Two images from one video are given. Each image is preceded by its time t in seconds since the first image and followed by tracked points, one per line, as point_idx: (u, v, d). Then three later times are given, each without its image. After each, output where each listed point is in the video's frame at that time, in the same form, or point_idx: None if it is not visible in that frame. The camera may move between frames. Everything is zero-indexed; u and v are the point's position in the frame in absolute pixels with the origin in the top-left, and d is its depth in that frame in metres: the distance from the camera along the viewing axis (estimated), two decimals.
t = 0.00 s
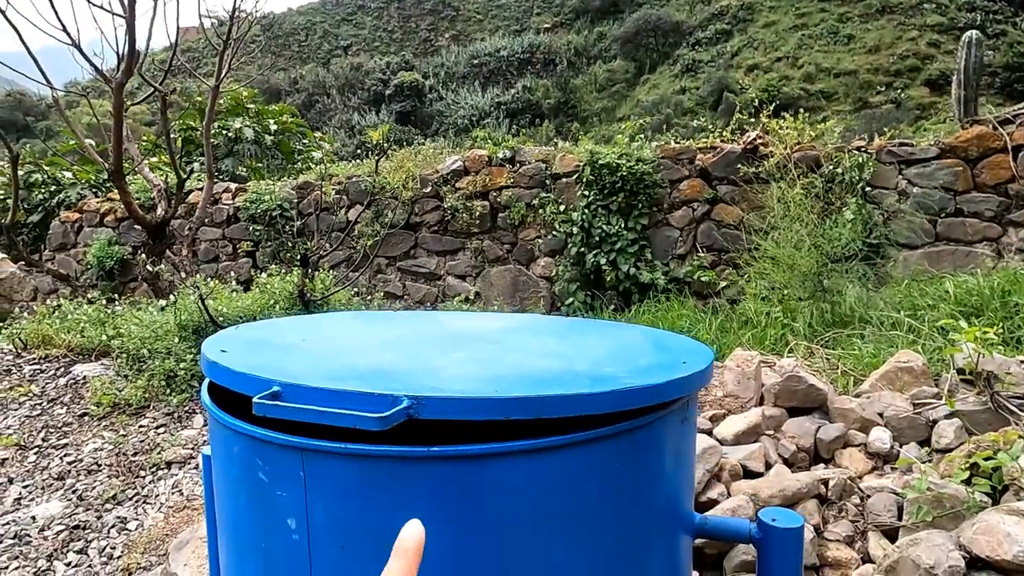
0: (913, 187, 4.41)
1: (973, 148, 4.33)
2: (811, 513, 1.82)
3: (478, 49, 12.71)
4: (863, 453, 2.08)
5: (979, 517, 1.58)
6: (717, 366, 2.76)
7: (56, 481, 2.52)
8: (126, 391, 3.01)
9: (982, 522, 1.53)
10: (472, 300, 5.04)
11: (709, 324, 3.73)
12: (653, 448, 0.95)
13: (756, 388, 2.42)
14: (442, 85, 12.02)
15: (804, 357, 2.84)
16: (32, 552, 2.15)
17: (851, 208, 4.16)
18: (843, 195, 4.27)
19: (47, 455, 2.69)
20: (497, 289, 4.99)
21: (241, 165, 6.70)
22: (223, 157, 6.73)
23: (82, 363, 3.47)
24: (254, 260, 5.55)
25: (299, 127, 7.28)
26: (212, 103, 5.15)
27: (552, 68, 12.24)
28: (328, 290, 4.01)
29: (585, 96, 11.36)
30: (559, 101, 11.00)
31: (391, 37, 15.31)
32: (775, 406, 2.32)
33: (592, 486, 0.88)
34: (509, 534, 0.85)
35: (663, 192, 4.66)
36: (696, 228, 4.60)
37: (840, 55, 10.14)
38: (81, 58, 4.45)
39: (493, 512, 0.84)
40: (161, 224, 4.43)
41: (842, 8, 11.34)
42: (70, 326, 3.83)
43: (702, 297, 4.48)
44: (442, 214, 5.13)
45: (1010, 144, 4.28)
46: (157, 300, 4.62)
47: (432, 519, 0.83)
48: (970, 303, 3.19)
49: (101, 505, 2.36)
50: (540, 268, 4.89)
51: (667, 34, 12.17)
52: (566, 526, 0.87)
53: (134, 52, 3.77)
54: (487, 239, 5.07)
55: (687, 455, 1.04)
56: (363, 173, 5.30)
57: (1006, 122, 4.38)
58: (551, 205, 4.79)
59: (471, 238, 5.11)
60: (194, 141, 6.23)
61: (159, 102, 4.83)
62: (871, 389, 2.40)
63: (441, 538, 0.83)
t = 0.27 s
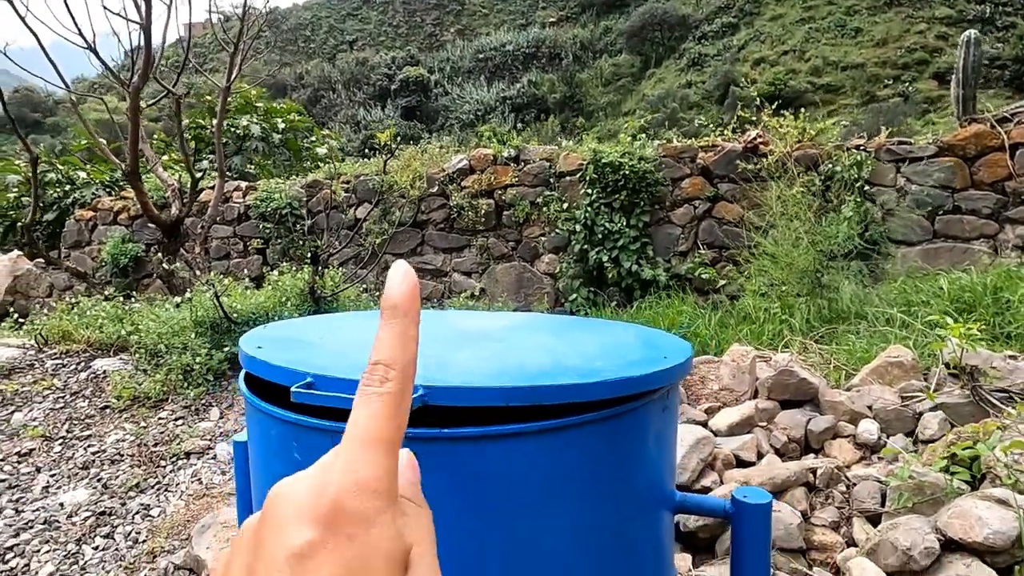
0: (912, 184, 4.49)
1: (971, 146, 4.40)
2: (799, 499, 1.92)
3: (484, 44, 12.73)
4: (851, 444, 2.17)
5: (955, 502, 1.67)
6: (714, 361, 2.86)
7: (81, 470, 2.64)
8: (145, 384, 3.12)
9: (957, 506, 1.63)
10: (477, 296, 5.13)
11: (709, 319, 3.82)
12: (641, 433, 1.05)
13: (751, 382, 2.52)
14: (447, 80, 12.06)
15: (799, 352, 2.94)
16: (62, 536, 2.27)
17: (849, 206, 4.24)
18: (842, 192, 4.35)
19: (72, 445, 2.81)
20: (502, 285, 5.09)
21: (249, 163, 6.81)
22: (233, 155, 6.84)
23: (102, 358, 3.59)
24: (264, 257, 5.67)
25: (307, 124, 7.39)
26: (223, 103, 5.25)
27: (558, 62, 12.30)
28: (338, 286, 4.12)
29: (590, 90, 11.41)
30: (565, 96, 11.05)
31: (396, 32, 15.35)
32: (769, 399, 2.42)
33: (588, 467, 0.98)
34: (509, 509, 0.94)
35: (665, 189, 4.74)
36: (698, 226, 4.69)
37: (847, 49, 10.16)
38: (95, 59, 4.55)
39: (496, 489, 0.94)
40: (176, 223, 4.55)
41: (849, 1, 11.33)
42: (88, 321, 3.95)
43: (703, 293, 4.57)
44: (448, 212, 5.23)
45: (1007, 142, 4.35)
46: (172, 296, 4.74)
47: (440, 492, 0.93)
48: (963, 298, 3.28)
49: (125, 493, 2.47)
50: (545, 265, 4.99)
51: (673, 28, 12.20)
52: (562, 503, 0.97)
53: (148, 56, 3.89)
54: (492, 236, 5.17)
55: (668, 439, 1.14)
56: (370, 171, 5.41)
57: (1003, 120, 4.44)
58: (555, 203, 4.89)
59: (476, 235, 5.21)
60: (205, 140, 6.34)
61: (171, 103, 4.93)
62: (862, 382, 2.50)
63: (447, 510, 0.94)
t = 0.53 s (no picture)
0: (910, 178, 4.58)
1: (969, 141, 4.50)
2: (790, 474, 2.05)
3: (490, 38, 12.81)
4: (842, 424, 2.29)
5: (933, 473, 1.79)
6: (713, 347, 2.98)
7: (112, 449, 2.79)
8: (168, 369, 3.26)
9: (934, 476, 1.75)
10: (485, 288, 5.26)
11: (710, 309, 3.94)
12: (640, 393, 1.03)
13: (747, 366, 2.64)
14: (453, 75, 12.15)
15: (795, 339, 3.05)
16: (97, 509, 2.41)
17: (848, 199, 4.35)
18: (841, 186, 4.46)
19: (101, 427, 2.96)
20: (508, 277, 5.21)
21: (260, 158, 6.94)
22: (244, 150, 6.98)
23: (125, 346, 3.74)
24: (276, 250, 5.81)
25: (316, 119, 7.52)
26: (237, 99, 5.39)
27: (564, 57, 12.32)
28: (350, 277, 4.26)
29: (596, 85, 11.50)
30: (570, 90, 11.15)
31: (401, 27, 15.41)
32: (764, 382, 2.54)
33: (588, 424, 0.95)
34: (506, 467, 0.91)
35: (668, 183, 4.86)
36: (700, 219, 4.80)
37: (855, 43, 10.25)
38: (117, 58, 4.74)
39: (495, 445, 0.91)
40: (194, 217, 4.70)
41: None
42: (110, 311, 4.09)
43: (704, 284, 4.69)
44: (456, 206, 5.36)
45: (1004, 137, 4.44)
46: (189, 287, 4.90)
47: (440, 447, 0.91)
48: (956, 288, 3.38)
49: (154, 470, 2.62)
50: (550, 257, 5.11)
51: (679, 22, 12.27)
52: (561, 461, 0.94)
53: (169, 53, 4.05)
54: (499, 230, 5.30)
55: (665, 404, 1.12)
56: (380, 166, 5.54)
57: (1000, 115, 4.53)
58: (561, 197, 5.00)
59: (483, 229, 5.34)
60: (218, 135, 6.47)
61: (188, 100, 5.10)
62: (854, 367, 2.61)
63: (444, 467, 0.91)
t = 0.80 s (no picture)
0: (909, 178, 4.68)
1: (966, 141, 4.59)
2: (780, 462, 2.18)
3: (497, 35, 12.88)
4: (833, 416, 2.40)
5: (914, 460, 1.90)
6: (711, 343, 3.11)
7: (139, 439, 2.94)
8: (190, 363, 3.41)
9: (913, 464, 1.87)
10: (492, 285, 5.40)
11: (711, 306, 4.06)
12: (630, 383, 1.15)
13: (743, 361, 2.77)
14: (460, 72, 12.24)
15: (790, 336, 3.17)
16: (128, 494, 2.56)
17: (848, 200, 4.45)
18: (841, 186, 4.57)
19: (128, 418, 3.11)
20: (515, 275, 5.34)
21: (270, 157, 7.09)
22: (256, 149, 7.13)
23: (147, 342, 3.89)
24: (289, 248, 5.97)
25: (326, 118, 7.65)
26: (252, 101, 5.55)
27: (571, 54, 12.39)
28: (362, 275, 4.41)
29: (603, 82, 11.58)
30: (578, 87, 11.25)
31: (408, 24, 15.46)
32: (760, 377, 2.66)
33: (581, 410, 1.07)
34: (509, 446, 1.04)
35: (671, 184, 4.97)
36: (703, 218, 4.92)
37: (863, 39, 10.32)
38: (137, 61, 5.02)
39: (499, 427, 1.04)
40: (212, 217, 4.85)
41: None
42: (132, 308, 4.24)
43: (706, 282, 4.80)
44: (465, 206, 5.49)
45: (1001, 138, 4.53)
46: (207, 285, 5.06)
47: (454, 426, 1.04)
48: (950, 286, 3.49)
49: (180, 458, 2.76)
50: (556, 256, 5.24)
51: (687, 18, 12.34)
52: (556, 442, 1.06)
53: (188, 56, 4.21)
54: (507, 229, 5.42)
55: (656, 393, 1.24)
56: (390, 166, 5.68)
57: (997, 116, 4.61)
58: (566, 196, 5.13)
59: (491, 227, 5.47)
60: (232, 135, 6.62)
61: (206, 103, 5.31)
62: (847, 362, 2.73)
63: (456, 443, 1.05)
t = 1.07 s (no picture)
0: (910, 173, 4.73)
1: (968, 138, 4.63)
2: (772, 448, 2.26)
3: (505, 30, 12.87)
4: (825, 404, 2.48)
5: (898, 445, 1.98)
6: (710, 335, 3.20)
7: (157, 426, 3.06)
8: (205, 354, 3.53)
9: (898, 449, 1.96)
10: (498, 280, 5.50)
11: (711, 300, 4.15)
12: (622, 362, 1.24)
13: (740, 352, 2.85)
14: (468, 68, 12.29)
15: (787, 328, 3.26)
16: (148, 478, 2.68)
17: (848, 195, 4.51)
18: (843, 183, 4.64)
19: (146, 406, 3.23)
20: (520, 270, 5.44)
21: (281, 154, 7.21)
22: (267, 146, 7.25)
23: (163, 334, 4.01)
24: (300, 244, 6.09)
25: (336, 115, 7.76)
26: (263, 98, 5.66)
27: (579, 49, 12.38)
28: (370, 269, 4.51)
29: (612, 77, 11.63)
30: (586, 83, 11.30)
31: (416, 20, 15.50)
32: (755, 367, 2.75)
33: (577, 386, 1.17)
34: (512, 420, 1.13)
35: (675, 180, 5.05)
36: (706, 214, 4.99)
37: (874, 33, 10.34)
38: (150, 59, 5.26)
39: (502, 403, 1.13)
40: (225, 213, 4.97)
41: None
42: (149, 302, 4.37)
43: (708, 277, 4.88)
44: (471, 202, 5.58)
45: (1002, 134, 4.57)
46: (220, 279, 5.19)
47: (458, 403, 1.13)
48: (947, 280, 3.55)
49: (197, 444, 2.88)
50: (561, 251, 5.33)
51: (696, 13, 12.38)
52: (555, 416, 1.16)
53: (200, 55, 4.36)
54: (512, 224, 5.51)
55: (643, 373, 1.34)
56: (398, 163, 5.79)
57: (998, 111, 4.65)
58: (571, 192, 5.22)
59: (497, 223, 5.56)
60: (243, 132, 6.74)
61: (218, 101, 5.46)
62: (842, 353, 2.80)
63: (462, 418, 1.13)
